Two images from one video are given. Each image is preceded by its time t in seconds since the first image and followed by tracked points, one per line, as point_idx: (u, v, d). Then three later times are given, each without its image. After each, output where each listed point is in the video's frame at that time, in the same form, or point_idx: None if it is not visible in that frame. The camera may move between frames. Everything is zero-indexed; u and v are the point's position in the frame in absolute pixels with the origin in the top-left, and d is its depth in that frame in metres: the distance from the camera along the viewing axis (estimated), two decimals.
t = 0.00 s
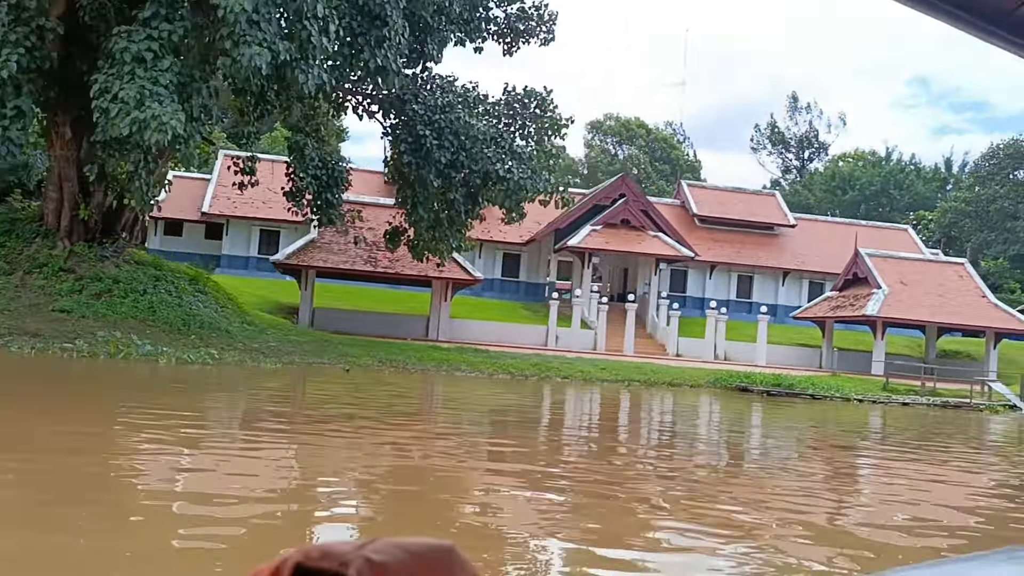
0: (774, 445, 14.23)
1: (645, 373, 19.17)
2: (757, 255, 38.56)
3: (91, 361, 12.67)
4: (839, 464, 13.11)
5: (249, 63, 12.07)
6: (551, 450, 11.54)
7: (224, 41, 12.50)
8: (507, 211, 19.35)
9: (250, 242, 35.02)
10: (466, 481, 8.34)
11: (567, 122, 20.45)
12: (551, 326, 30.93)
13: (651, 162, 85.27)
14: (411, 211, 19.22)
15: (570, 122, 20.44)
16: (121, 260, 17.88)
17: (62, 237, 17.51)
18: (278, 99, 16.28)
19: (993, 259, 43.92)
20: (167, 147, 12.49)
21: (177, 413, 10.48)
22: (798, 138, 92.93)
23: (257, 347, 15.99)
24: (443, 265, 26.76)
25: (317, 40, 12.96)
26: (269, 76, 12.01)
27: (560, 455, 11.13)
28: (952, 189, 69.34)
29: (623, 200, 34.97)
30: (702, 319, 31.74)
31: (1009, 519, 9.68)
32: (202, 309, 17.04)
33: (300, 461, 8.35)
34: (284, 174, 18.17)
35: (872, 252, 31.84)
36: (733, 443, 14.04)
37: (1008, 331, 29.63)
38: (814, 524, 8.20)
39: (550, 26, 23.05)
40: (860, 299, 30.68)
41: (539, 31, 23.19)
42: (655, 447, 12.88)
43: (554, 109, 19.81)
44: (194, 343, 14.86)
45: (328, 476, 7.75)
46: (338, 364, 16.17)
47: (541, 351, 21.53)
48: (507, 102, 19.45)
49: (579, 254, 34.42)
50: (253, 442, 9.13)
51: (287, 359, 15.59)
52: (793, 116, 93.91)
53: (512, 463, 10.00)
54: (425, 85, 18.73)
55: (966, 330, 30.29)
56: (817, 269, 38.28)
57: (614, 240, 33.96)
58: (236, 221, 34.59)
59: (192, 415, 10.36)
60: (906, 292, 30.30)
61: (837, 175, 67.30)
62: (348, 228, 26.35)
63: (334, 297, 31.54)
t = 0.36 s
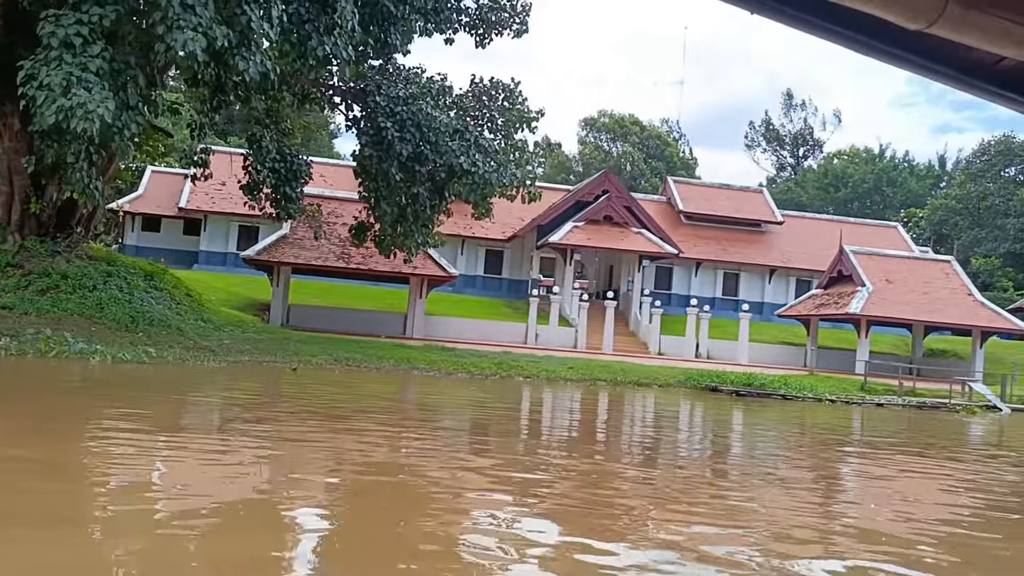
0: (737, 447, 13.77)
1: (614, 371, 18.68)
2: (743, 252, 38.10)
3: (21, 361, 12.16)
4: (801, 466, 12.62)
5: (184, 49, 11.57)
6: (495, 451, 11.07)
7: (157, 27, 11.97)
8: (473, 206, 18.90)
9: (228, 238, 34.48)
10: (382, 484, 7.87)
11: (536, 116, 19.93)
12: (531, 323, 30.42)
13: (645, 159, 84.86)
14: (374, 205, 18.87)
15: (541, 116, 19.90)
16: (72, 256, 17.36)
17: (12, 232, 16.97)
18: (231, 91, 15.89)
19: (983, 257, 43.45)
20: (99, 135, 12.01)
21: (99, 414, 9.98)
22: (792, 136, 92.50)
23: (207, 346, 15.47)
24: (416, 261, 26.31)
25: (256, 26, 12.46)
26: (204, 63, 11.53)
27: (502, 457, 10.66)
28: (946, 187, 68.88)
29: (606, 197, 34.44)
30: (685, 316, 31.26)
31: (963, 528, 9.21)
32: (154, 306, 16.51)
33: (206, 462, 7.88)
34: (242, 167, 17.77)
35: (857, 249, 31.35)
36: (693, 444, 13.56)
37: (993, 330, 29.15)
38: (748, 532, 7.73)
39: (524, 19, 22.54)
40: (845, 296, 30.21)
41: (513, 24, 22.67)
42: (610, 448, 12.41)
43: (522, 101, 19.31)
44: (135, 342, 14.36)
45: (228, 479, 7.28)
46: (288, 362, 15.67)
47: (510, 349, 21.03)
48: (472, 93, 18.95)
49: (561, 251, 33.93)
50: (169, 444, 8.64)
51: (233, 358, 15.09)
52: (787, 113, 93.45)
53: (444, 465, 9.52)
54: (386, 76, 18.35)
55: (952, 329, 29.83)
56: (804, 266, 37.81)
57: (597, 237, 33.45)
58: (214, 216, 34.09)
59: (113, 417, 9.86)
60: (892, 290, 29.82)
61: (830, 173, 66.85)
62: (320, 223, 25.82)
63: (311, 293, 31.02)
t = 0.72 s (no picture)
0: (696, 446, 13.35)
1: (577, 366, 18.23)
2: (724, 245, 37.73)
3: None
4: (757, 465, 12.22)
5: (109, 29, 11.22)
6: (434, 454, 10.64)
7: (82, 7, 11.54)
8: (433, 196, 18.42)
9: (201, 231, 33.89)
10: (279, 503, 7.40)
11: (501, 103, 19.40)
12: (506, 318, 29.94)
13: (633, 153, 84.49)
14: (331, 195, 18.37)
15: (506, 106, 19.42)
16: (17, 247, 16.89)
17: None
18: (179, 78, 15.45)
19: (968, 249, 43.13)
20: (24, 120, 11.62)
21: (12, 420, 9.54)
22: (781, 130, 92.18)
23: (150, 340, 15.01)
24: (386, 255, 25.85)
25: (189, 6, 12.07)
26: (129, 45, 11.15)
27: (440, 460, 10.22)
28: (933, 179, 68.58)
29: (584, 189, 34.03)
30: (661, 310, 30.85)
31: (909, 529, 8.82)
32: (99, 299, 16.05)
33: (93, 484, 7.37)
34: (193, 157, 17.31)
35: (837, 242, 30.96)
36: (649, 442, 13.15)
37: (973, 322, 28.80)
38: (672, 541, 7.35)
39: (492, 6, 22.02)
40: (824, 290, 29.83)
41: (481, 11, 22.16)
42: (560, 448, 11.98)
43: (484, 90, 18.87)
44: (71, 336, 13.92)
45: (98, 507, 6.72)
46: (228, 359, 15.18)
47: (475, 343, 20.57)
48: (433, 82, 18.48)
49: (538, 244, 33.45)
50: (72, 458, 8.20)
51: (176, 354, 14.67)
52: (776, 106, 93.08)
53: (368, 472, 9.08)
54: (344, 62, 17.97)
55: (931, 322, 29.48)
56: (785, 260, 37.43)
57: (575, 229, 32.98)
58: (186, 209, 33.54)
59: (26, 424, 9.42)
60: (871, 283, 29.44)
61: (817, 166, 66.55)
62: (287, 216, 25.29)
63: (282, 288, 30.48)
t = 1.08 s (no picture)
0: (637, 445, 12.80)
1: (524, 360, 17.65)
2: (691, 237, 37.30)
3: None
4: (697, 467, 11.67)
5: None
6: (350, 458, 10.03)
7: None
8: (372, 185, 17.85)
9: (155, 226, 33.03)
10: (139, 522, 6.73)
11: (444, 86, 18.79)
12: (467, 312, 29.25)
13: (607, 146, 84.03)
14: (267, 184, 17.74)
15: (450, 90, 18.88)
16: None
17: None
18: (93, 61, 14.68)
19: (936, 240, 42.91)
20: None
21: None
22: (756, 122, 91.94)
23: (62, 337, 14.53)
24: (336, 247, 25.08)
25: None
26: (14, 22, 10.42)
27: (354, 466, 9.61)
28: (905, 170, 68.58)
29: (546, 180, 33.39)
30: (624, 303, 30.32)
31: (841, 536, 8.29)
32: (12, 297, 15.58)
33: None
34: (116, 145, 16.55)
35: (801, 232, 30.52)
36: (587, 442, 12.58)
37: (938, 313, 28.48)
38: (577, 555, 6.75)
39: None
40: (788, 280, 29.40)
41: None
42: (489, 449, 11.39)
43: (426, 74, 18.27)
44: None
45: None
46: (137, 354, 14.43)
47: (422, 338, 19.91)
48: (373, 66, 17.80)
49: (500, 237, 32.76)
50: None
51: (88, 350, 14.16)
52: (751, 98, 92.94)
53: (262, 482, 8.43)
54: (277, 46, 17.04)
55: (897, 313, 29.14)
56: (752, 251, 37.03)
57: (537, 221, 32.36)
58: (138, 204, 32.66)
59: None
60: (835, 274, 29.04)
61: (789, 157, 66.33)
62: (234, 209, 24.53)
63: (235, 283, 29.69)
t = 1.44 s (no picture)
0: (592, 445, 12.27)
1: (484, 359, 17.07)
2: (668, 234, 36.85)
3: None
4: (649, 467, 11.15)
5: None
6: (281, 462, 9.48)
7: None
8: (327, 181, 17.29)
9: (119, 224, 32.37)
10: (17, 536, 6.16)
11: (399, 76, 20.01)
12: (437, 312, 28.59)
13: (590, 144, 83.59)
14: (216, 180, 17.14)
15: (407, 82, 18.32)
16: None
17: None
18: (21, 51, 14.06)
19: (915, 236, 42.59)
20: None
21: None
22: (739, 118, 91.60)
23: None
24: (299, 245, 24.45)
25: None
26: None
27: (282, 470, 9.06)
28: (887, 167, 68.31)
29: (519, 176, 32.84)
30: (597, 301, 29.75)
31: (786, 542, 7.79)
32: None
33: None
34: (54, 140, 15.91)
35: (776, 228, 30.08)
36: (538, 442, 12.05)
37: (914, 309, 28.10)
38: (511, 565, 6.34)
39: None
40: (763, 277, 28.95)
41: None
42: (433, 451, 10.86)
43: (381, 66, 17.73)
44: None
45: None
46: (61, 356, 13.83)
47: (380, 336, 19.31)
48: (325, 57, 17.21)
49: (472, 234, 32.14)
50: None
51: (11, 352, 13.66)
52: (734, 96, 92.64)
53: (165, 490, 7.86)
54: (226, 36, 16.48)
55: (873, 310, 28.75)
56: (729, 248, 36.60)
57: (510, 218, 31.78)
58: (102, 203, 31.98)
59: None
60: (810, 270, 28.60)
61: (771, 154, 66.06)
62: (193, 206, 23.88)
63: (200, 284, 29.12)
